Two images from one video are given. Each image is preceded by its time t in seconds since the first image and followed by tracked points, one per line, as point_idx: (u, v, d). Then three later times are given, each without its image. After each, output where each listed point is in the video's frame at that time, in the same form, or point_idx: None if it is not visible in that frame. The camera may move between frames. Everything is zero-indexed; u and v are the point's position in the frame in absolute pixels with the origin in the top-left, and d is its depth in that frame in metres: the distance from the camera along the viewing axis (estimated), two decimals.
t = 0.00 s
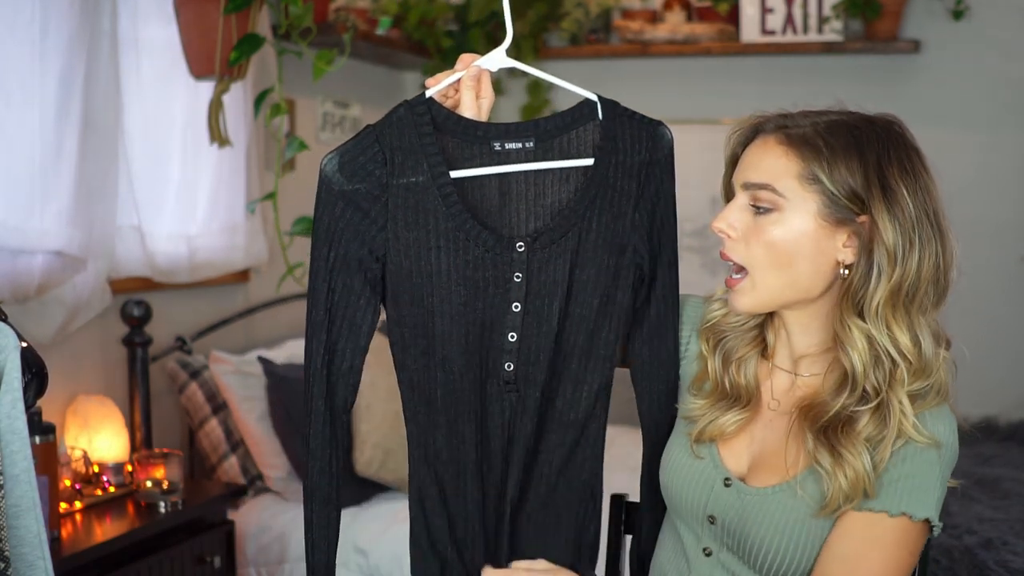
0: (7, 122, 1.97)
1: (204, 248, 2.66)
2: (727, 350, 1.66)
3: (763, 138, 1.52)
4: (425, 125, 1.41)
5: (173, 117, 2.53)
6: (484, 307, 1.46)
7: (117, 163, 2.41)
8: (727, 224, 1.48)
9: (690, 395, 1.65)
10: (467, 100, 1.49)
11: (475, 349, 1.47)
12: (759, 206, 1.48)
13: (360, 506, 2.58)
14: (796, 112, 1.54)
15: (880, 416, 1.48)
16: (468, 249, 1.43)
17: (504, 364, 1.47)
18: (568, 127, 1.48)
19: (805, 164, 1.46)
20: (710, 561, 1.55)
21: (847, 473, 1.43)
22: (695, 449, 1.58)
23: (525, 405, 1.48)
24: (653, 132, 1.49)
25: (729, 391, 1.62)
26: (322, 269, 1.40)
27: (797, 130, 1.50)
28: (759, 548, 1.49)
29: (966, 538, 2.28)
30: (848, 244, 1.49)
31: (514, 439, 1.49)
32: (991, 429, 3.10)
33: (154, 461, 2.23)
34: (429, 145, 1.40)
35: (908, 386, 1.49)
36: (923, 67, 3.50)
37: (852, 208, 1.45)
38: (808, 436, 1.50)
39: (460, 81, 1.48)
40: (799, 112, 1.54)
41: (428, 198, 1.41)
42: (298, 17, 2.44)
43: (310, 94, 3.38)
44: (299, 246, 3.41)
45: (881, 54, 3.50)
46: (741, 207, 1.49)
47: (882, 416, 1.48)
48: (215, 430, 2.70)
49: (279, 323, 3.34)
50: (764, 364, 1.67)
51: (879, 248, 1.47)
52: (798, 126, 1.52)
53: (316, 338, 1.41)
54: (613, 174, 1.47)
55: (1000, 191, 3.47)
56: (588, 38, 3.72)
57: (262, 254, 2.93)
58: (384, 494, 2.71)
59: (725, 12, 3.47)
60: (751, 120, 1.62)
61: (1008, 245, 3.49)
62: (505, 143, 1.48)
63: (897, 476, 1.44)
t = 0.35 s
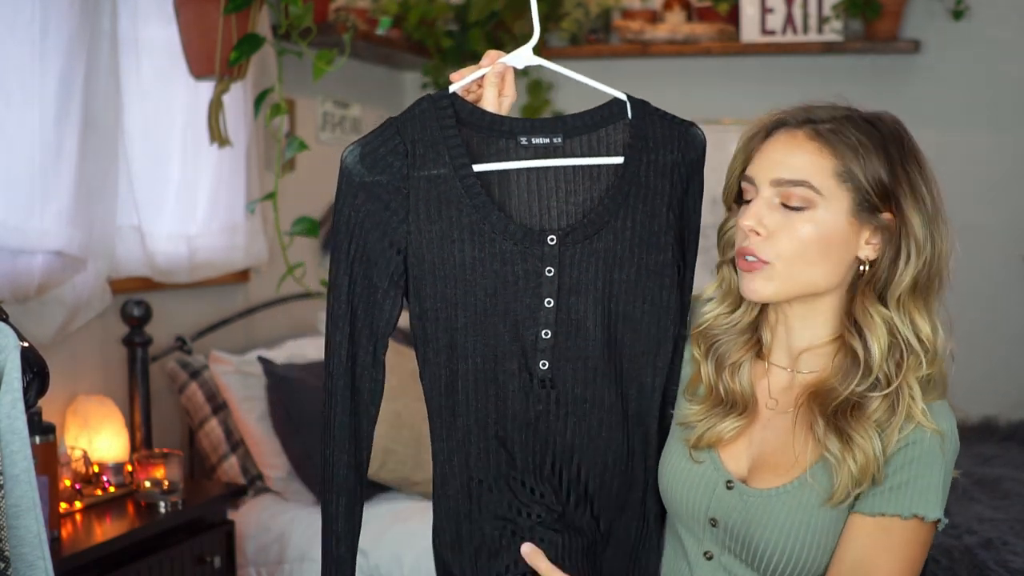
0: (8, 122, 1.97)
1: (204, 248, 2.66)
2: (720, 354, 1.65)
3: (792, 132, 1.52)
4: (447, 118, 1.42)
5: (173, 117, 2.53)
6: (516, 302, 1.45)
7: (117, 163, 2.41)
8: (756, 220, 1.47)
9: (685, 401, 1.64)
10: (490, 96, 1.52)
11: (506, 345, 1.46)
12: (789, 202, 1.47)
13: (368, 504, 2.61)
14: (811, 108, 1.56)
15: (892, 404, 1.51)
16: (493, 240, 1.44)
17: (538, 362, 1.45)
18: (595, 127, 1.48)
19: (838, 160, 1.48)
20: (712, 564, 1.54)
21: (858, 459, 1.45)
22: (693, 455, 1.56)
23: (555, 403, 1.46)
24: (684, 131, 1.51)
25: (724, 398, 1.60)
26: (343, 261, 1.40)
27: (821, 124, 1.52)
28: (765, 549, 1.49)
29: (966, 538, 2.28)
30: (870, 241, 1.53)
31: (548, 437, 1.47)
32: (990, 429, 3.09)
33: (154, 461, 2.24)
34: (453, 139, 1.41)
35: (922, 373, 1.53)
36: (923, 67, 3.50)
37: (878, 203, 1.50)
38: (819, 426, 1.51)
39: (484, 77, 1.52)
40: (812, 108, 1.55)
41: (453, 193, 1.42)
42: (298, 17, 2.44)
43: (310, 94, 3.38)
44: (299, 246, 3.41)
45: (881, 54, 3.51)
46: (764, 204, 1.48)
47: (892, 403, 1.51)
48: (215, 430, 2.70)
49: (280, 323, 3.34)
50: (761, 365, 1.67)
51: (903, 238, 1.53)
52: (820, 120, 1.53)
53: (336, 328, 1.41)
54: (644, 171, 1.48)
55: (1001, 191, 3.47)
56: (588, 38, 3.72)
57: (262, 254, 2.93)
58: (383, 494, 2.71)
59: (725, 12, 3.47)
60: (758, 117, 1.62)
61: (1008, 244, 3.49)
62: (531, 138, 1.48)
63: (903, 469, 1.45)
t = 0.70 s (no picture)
0: (7, 122, 1.97)
1: (204, 248, 2.66)
2: (715, 364, 1.64)
3: (818, 134, 1.53)
4: (439, 151, 1.48)
5: (173, 117, 2.53)
6: (518, 330, 1.49)
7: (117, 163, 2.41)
8: (794, 224, 1.49)
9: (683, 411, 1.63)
10: (482, 122, 1.55)
11: (512, 369, 1.49)
12: (823, 203, 1.50)
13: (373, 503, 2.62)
14: (824, 104, 1.57)
15: (910, 383, 1.51)
16: (488, 269, 1.48)
17: (548, 370, 1.48)
18: (594, 150, 1.53)
19: (858, 159, 1.51)
20: (717, 569, 1.52)
21: (883, 435, 1.45)
22: (693, 460, 1.55)
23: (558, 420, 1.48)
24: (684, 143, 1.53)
25: (721, 407, 1.59)
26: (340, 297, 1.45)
27: (837, 123, 1.54)
28: (778, 549, 1.47)
29: (966, 538, 2.28)
30: (881, 237, 1.56)
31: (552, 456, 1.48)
32: (991, 430, 3.09)
33: (155, 461, 2.24)
34: (445, 171, 1.47)
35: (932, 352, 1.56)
36: (923, 67, 3.50)
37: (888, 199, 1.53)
38: (841, 407, 1.50)
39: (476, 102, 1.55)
40: (820, 107, 1.56)
41: (449, 224, 1.48)
42: (298, 17, 2.44)
43: (310, 94, 3.38)
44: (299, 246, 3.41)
45: (881, 54, 3.51)
46: (798, 206, 1.51)
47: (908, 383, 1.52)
48: (215, 430, 2.70)
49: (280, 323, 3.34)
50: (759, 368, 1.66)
51: (911, 228, 1.57)
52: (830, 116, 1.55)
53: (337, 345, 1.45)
54: (647, 181, 1.50)
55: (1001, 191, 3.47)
56: (588, 38, 3.72)
57: (262, 254, 2.93)
58: (384, 494, 2.71)
59: (725, 12, 3.47)
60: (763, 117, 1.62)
61: (1008, 244, 3.49)
62: (525, 169, 1.53)
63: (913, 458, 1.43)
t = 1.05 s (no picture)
0: (8, 123, 1.96)
1: (204, 248, 2.66)
2: (714, 368, 1.63)
3: (822, 133, 1.53)
4: (428, 161, 1.47)
5: (173, 118, 2.53)
6: (504, 339, 1.47)
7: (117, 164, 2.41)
8: (797, 219, 1.49)
9: (681, 416, 1.61)
10: (476, 132, 1.55)
11: (497, 376, 1.48)
12: (825, 200, 1.50)
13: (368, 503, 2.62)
14: (825, 105, 1.58)
15: (910, 385, 1.51)
16: (474, 276, 1.47)
17: (535, 375, 1.46)
18: (585, 157, 1.51)
19: (862, 157, 1.51)
20: (716, 569, 1.53)
21: (883, 440, 1.44)
22: (693, 464, 1.55)
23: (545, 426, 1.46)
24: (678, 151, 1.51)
25: (720, 413, 1.58)
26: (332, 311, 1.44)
27: (845, 121, 1.54)
28: (779, 551, 1.47)
29: (966, 538, 2.28)
30: (880, 239, 1.57)
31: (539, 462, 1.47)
32: (991, 430, 3.09)
33: (155, 461, 2.24)
34: (432, 179, 1.46)
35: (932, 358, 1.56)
36: (923, 67, 3.50)
37: (887, 201, 1.54)
38: (840, 410, 1.50)
39: (467, 112, 1.54)
40: (820, 105, 1.57)
41: (435, 234, 1.46)
42: (298, 17, 2.44)
43: (310, 94, 3.38)
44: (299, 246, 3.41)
45: (881, 54, 3.51)
46: (800, 202, 1.51)
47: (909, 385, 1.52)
48: (215, 430, 2.70)
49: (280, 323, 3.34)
50: (759, 370, 1.66)
51: (910, 229, 1.58)
52: (837, 113, 1.55)
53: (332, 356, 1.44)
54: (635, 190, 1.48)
55: (1001, 191, 3.47)
56: (588, 38, 3.72)
57: (262, 253, 2.93)
58: (383, 493, 2.71)
59: (725, 12, 3.47)
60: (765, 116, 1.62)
61: (1008, 245, 3.49)
62: (516, 177, 1.52)
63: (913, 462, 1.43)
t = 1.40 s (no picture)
0: (8, 122, 1.96)
1: (204, 248, 2.66)
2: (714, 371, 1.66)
3: (823, 129, 1.55)
4: (418, 208, 1.40)
5: (174, 118, 2.53)
6: (464, 402, 1.39)
7: (118, 164, 2.41)
8: (801, 212, 1.48)
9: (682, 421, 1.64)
10: (472, 181, 1.51)
11: (451, 433, 1.40)
12: (827, 196, 1.51)
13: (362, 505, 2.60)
14: (828, 104, 1.58)
15: (911, 381, 1.52)
16: (438, 333, 1.39)
17: (492, 435, 1.38)
18: (571, 227, 1.42)
19: (860, 153, 1.53)
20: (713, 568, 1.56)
21: (884, 433, 1.45)
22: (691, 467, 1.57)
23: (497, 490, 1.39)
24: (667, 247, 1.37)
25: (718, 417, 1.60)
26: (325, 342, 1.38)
27: (845, 120, 1.56)
28: (773, 542, 1.49)
29: (966, 538, 2.28)
30: (880, 238, 1.58)
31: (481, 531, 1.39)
32: (991, 430, 3.09)
33: (155, 461, 2.24)
34: (419, 224, 1.39)
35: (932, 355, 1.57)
36: (923, 67, 3.50)
37: (887, 197, 1.56)
38: (841, 405, 1.50)
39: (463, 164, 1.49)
40: (819, 103, 1.58)
41: (412, 285, 1.39)
42: (298, 17, 2.44)
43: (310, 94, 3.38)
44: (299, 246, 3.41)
45: (881, 54, 3.51)
46: (802, 196, 1.51)
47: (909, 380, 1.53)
48: (215, 430, 2.70)
49: (280, 323, 3.34)
50: (757, 370, 1.65)
51: (909, 226, 1.59)
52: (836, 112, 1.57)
53: (317, 393, 1.38)
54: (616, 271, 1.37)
55: (1001, 191, 3.47)
56: (588, 38, 3.72)
57: (262, 254, 2.93)
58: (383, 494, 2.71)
59: (725, 12, 3.47)
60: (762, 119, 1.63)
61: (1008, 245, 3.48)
62: (503, 235, 1.43)
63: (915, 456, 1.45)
